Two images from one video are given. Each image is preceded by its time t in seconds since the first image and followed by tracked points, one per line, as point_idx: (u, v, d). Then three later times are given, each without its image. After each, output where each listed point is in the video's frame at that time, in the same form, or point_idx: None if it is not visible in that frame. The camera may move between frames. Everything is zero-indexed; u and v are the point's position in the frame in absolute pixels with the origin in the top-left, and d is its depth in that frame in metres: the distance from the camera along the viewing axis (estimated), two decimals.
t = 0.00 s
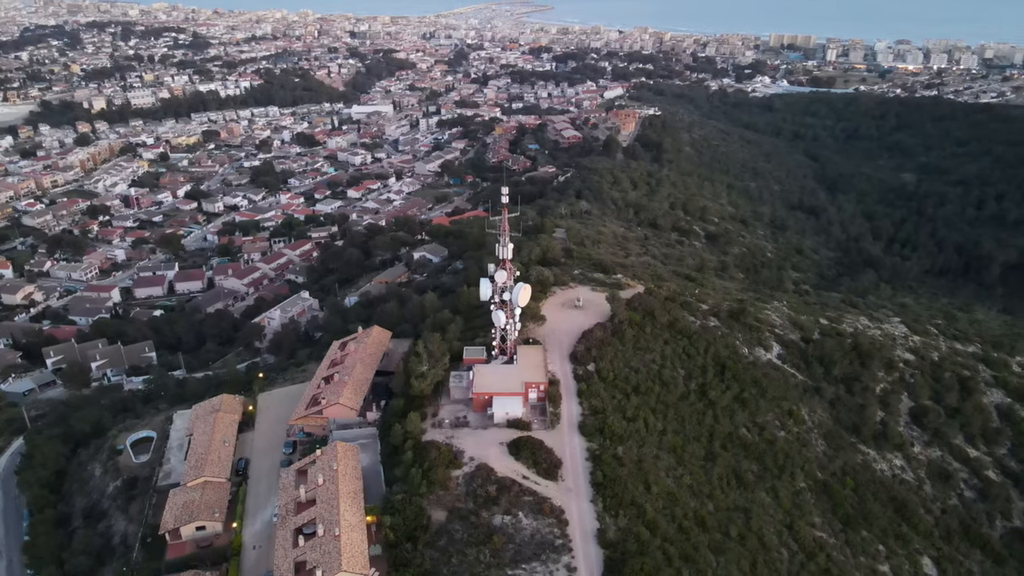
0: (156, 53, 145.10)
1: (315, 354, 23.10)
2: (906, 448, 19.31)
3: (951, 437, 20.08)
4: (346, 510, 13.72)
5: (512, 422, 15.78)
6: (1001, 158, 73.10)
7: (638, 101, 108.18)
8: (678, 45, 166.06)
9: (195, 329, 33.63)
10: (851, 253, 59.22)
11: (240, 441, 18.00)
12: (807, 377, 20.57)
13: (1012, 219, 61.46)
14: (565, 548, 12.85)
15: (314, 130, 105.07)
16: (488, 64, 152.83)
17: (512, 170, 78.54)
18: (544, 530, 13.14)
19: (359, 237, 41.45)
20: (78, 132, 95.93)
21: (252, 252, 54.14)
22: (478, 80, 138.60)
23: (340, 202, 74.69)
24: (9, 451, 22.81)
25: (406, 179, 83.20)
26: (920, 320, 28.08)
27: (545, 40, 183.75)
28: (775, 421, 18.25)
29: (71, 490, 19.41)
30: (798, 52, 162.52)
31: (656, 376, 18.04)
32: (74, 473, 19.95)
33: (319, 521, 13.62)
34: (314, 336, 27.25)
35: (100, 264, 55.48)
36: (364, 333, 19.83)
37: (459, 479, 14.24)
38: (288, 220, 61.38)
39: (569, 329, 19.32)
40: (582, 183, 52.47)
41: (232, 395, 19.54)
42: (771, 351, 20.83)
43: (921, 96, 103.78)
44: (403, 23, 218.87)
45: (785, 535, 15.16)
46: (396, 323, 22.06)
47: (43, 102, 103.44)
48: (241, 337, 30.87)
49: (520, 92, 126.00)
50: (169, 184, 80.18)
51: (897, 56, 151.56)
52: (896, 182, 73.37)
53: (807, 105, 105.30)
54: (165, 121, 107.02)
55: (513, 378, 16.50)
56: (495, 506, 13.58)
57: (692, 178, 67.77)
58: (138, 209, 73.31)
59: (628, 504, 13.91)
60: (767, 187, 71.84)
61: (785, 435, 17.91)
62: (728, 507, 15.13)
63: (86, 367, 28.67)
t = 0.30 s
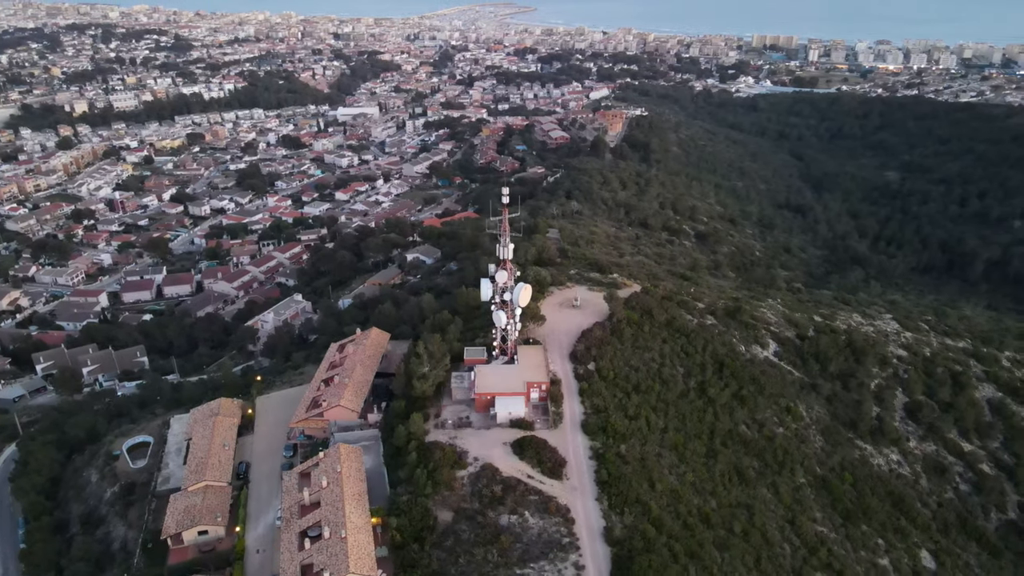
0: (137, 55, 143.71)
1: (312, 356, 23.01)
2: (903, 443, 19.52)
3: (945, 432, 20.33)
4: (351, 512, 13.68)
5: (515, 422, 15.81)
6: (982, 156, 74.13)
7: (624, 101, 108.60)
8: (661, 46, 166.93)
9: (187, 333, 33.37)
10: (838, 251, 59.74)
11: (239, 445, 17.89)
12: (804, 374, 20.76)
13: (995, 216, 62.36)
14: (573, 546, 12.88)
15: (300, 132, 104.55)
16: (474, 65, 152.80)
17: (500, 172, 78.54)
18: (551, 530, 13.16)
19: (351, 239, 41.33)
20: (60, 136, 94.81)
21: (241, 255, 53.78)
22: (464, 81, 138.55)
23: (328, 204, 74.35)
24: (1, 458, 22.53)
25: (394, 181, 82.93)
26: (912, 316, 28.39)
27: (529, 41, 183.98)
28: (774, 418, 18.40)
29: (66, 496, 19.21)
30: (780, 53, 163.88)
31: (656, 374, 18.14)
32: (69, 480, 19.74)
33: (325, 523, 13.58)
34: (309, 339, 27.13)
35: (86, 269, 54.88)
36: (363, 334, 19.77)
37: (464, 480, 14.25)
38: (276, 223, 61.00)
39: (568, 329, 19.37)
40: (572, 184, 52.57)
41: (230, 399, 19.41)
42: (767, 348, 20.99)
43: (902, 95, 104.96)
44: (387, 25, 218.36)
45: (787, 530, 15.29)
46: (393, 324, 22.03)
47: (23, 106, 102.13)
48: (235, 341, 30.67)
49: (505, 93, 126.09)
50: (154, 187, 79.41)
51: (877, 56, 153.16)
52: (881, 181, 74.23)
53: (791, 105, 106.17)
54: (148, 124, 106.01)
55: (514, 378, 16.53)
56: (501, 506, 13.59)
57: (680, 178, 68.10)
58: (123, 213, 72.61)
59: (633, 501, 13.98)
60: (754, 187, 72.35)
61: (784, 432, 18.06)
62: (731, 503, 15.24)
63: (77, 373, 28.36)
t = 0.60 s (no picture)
0: (115, 58, 142.08)
1: (307, 359, 22.91)
2: (896, 437, 19.79)
3: (936, 425, 20.65)
4: (356, 514, 13.63)
5: (517, 422, 15.85)
6: (960, 154, 75.43)
7: (607, 102, 109.08)
8: (642, 47, 167.95)
9: (176, 338, 33.04)
10: (822, 249, 60.39)
11: (238, 449, 17.76)
12: (798, 370, 20.98)
13: (974, 213, 63.47)
14: (580, 544, 12.91)
15: (283, 135, 103.90)
16: (456, 67, 152.68)
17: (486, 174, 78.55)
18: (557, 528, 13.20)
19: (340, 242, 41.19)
20: (38, 140, 93.50)
21: (227, 259, 53.34)
22: (446, 82, 138.43)
23: (313, 207, 73.92)
24: None
25: (379, 183, 82.63)
26: (900, 313, 28.80)
27: (511, 42, 184.16)
28: (770, 414, 18.59)
29: (60, 504, 18.96)
30: (759, 53, 165.51)
31: (655, 372, 18.27)
32: (63, 487, 19.47)
33: (330, 526, 13.51)
34: (302, 342, 26.99)
35: (68, 274, 54.16)
36: (360, 336, 19.71)
37: (469, 480, 14.25)
38: (261, 226, 60.55)
39: (565, 329, 19.44)
40: (560, 184, 52.73)
41: (226, 403, 19.27)
42: (762, 345, 21.20)
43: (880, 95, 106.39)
44: (368, 26, 217.68)
45: (788, 524, 15.45)
46: (389, 326, 21.98)
47: None
48: (226, 345, 30.42)
49: (488, 95, 126.17)
50: (136, 192, 78.56)
51: (855, 56, 155.09)
52: (862, 180, 75.24)
53: (772, 105, 107.22)
54: (127, 127, 104.81)
55: (515, 378, 16.56)
56: (507, 506, 13.61)
57: (665, 178, 68.52)
58: (105, 218, 71.76)
59: (637, 499, 14.05)
60: (738, 186, 72.94)
61: (781, 428, 18.24)
62: (732, 499, 15.37)
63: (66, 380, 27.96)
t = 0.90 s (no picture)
0: (91, 61, 140.30)
1: (303, 362, 22.79)
2: (891, 432, 20.07)
3: (929, 419, 20.98)
4: (363, 517, 13.61)
5: (520, 422, 15.88)
6: (938, 153, 76.66)
7: (590, 104, 109.57)
8: (623, 49, 168.84)
9: (166, 344, 32.72)
10: (806, 248, 61.05)
11: (237, 454, 17.63)
12: (793, 367, 21.20)
13: (953, 210, 64.58)
14: (587, 542, 12.97)
15: (265, 138, 103.19)
16: (437, 69, 152.57)
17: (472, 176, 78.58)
18: (565, 526, 13.25)
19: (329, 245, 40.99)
20: (15, 145, 92.09)
21: (213, 264, 52.89)
22: (428, 85, 138.33)
23: (298, 211, 73.50)
24: None
25: (364, 186, 82.32)
26: (888, 309, 29.22)
27: (491, 44, 184.32)
28: (768, 410, 18.76)
29: (55, 513, 18.71)
30: (738, 54, 167.07)
31: (654, 371, 18.41)
32: (57, 496, 19.21)
33: (336, 529, 13.48)
34: (296, 345, 26.82)
35: (50, 280, 53.41)
36: (358, 339, 19.64)
37: (474, 481, 14.26)
38: (246, 230, 60.08)
39: (563, 329, 19.51)
40: (547, 186, 52.92)
41: (223, 408, 19.12)
42: (757, 343, 21.39)
43: (858, 95, 107.86)
44: (348, 29, 216.84)
45: (789, 518, 15.63)
46: (386, 328, 21.91)
47: None
48: (217, 350, 30.16)
49: (471, 97, 126.22)
50: (117, 197, 77.66)
51: (832, 57, 157.04)
52: (843, 180, 76.26)
53: (753, 105, 108.24)
54: (106, 131, 103.54)
55: (516, 378, 16.61)
56: (513, 505, 13.64)
57: (650, 178, 68.93)
58: (86, 223, 70.84)
59: (642, 497, 14.13)
60: (721, 186, 73.59)
61: (779, 424, 18.42)
62: (734, 495, 15.50)
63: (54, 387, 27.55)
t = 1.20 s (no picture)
0: (64, 65, 138.24)
1: (298, 367, 22.65)
2: (884, 426, 20.39)
3: (919, 413, 21.34)
4: (369, 520, 13.57)
5: (522, 422, 15.90)
6: (914, 152, 78.06)
7: (570, 106, 110.05)
8: (601, 51, 169.73)
9: (153, 351, 32.38)
10: (789, 246, 61.73)
11: (235, 460, 17.47)
12: (787, 364, 21.44)
13: (930, 208, 65.76)
14: (595, 540, 13.04)
15: (244, 142, 102.33)
16: (417, 72, 152.22)
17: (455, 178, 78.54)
18: (572, 525, 13.30)
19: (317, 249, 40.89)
20: None
21: (196, 269, 52.34)
22: (408, 87, 138.05)
23: (280, 215, 72.98)
24: None
25: (346, 189, 81.91)
26: (874, 305, 29.68)
27: (470, 46, 184.40)
28: (765, 407, 18.95)
29: (49, 523, 18.43)
30: (715, 56, 168.68)
31: (652, 369, 18.56)
32: (51, 505, 18.93)
33: (343, 532, 13.42)
34: (288, 350, 26.64)
35: (30, 288, 52.51)
36: (355, 343, 19.57)
37: (480, 481, 14.28)
38: (229, 234, 59.51)
39: (561, 329, 19.60)
40: (532, 187, 53.08)
41: (220, 414, 18.97)
42: (750, 340, 21.61)
43: (834, 95, 109.43)
44: (325, 32, 215.81)
45: (790, 512, 15.84)
46: (381, 331, 21.86)
47: None
48: (207, 356, 29.87)
49: (451, 99, 126.20)
50: (95, 202, 76.59)
51: (806, 58, 159.14)
52: (822, 179, 77.36)
53: (731, 106, 109.36)
54: (82, 136, 102.06)
55: (517, 379, 16.67)
56: (520, 505, 13.68)
57: (633, 179, 69.32)
58: (64, 229, 69.80)
59: (647, 494, 14.23)
60: (703, 186, 74.21)
61: (775, 420, 18.62)
62: (736, 491, 15.64)
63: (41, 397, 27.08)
